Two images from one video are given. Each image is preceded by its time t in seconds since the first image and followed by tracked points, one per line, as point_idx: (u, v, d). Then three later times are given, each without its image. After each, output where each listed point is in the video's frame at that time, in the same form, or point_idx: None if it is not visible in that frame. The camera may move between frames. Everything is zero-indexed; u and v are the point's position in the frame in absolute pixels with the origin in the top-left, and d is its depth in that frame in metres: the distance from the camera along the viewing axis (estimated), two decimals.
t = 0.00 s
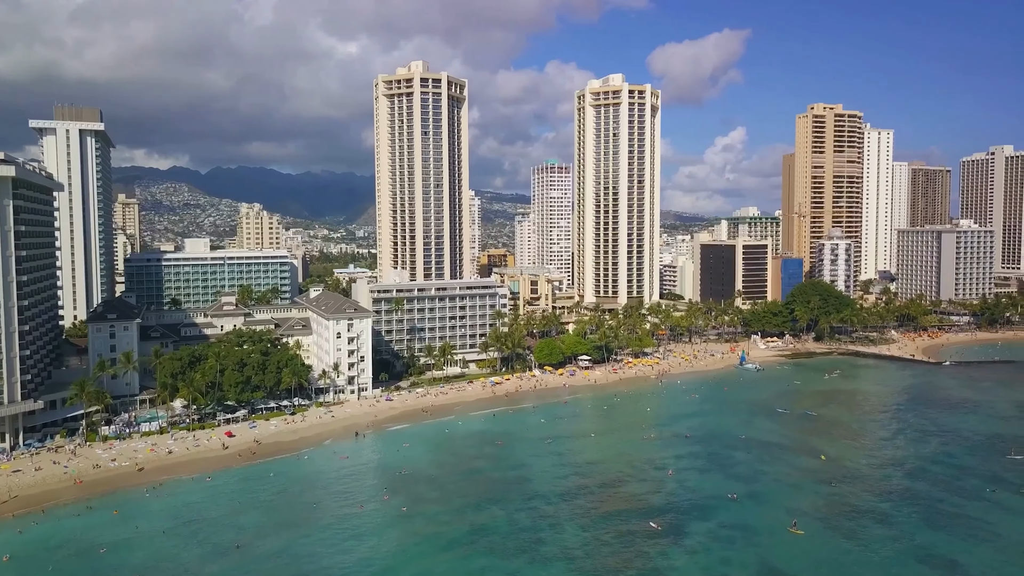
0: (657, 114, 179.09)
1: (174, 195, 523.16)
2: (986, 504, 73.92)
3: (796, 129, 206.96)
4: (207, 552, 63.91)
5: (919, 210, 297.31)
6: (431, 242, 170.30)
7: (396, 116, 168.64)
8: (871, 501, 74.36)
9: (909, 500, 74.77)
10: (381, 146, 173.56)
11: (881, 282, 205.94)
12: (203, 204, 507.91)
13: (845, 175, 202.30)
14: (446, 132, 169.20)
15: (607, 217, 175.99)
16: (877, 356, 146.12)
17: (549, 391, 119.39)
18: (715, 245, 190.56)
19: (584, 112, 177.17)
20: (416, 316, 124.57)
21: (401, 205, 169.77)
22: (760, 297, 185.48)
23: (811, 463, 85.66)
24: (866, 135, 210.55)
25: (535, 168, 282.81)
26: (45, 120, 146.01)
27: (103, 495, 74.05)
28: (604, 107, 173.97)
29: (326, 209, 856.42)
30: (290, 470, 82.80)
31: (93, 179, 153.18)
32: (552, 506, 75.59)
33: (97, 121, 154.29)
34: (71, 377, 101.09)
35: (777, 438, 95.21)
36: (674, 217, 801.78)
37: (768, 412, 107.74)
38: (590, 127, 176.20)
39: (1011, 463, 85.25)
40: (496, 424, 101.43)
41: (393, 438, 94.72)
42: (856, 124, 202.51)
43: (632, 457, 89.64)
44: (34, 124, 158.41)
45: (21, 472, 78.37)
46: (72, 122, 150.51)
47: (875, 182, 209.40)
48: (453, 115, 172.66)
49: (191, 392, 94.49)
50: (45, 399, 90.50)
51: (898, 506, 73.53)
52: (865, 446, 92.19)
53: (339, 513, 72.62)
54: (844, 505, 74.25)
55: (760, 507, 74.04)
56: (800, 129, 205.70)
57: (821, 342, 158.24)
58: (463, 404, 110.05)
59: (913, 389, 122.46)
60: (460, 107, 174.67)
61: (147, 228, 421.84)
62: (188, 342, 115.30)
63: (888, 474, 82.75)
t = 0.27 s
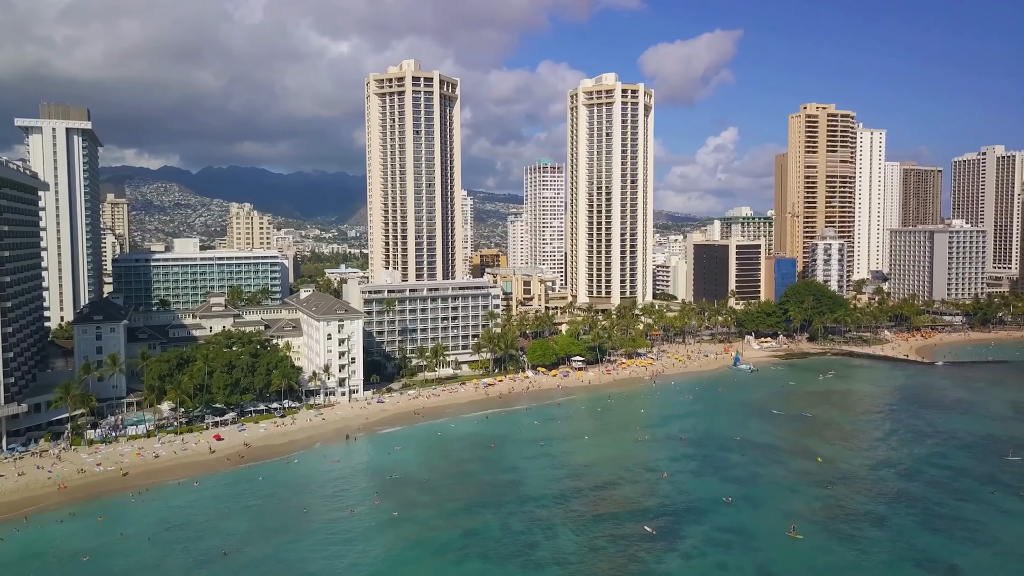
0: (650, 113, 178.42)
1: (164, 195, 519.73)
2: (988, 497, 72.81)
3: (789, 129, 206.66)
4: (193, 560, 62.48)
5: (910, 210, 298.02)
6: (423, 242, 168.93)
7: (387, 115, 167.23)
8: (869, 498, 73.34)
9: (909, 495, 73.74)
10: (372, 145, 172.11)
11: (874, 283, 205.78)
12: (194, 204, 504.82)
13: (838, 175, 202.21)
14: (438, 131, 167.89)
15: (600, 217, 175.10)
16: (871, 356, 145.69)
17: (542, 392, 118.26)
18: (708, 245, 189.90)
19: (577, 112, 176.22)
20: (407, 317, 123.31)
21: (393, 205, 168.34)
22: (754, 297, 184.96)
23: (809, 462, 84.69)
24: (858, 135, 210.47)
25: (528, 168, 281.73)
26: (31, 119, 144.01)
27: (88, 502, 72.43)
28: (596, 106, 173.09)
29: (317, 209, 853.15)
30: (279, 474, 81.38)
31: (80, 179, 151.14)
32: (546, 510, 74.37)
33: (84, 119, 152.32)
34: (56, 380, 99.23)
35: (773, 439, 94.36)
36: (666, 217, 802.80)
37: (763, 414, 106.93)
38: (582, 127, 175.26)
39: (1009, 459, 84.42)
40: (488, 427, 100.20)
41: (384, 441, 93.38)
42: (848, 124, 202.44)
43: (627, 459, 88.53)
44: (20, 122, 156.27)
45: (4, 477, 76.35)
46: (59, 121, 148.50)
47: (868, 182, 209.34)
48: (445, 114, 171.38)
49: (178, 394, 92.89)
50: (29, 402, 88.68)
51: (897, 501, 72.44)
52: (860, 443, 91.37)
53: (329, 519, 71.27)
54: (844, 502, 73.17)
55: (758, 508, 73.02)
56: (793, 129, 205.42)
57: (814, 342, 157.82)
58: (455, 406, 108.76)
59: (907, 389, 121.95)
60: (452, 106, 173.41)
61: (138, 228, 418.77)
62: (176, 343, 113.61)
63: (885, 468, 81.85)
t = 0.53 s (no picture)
0: (643, 113, 177.55)
1: (154, 195, 515.65)
2: (984, 498, 71.99)
3: (781, 128, 206.33)
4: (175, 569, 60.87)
5: (901, 210, 298.67)
6: (414, 243, 167.36)
7: (378, 114, 165.63)
8: (865, 501, 72.43)
9: (905, 497, 72.86)
10: (362, 144, 170.43)
11: (866, 283, 205.60)
12: (183, 203, 501.13)
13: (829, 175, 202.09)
14: (429, 130, 166.37)
15: (592, 217, 174.07)
16: (863, 356, 145.18)
17: (534, 394, 116.98)
18: (700, 245, 189.19)
19: (569, 111, 175.16)
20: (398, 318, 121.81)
21: (383, 204, 166.72)
22: (746, 297, 184.40)
23: (804, 464, 83.80)
24: (850, 135, 210.35)
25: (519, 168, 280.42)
26: (14, 117, 141.64)
27: (69, 509, 70.67)
28: (588, 106, 172.05)
29: (308, 209, 849.30)
30: (266, 479, 79.75)
31: (65, 178, 148.79)
32: (538, 514, 73.13)
33: (69, 118, 150.02)
34: (38, 383, 97.12)
35: (767, 441, 93.45)
36: (658, 217, 803.61)
37: (757, 415, 106.01)
38: (574, 126, 174.15)
39: (1005, 459, 83.72)
40: (480, 430, 98.82)
41: (374, 444, 91.86)
42: (840, 124, 202.37)
43: (620, 462, 87.42)
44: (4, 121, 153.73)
45: None
46: (43, 119, 146.17)
47: (859, 182, 209.28)
48: (436, 113, 169.89)
49: (164, 397, 91.01)
50: (10, 406, 86.61)
51: (893, 503, 71.56)
52: (854, 446, 90.52)
53: (316, 525, 69.75)
54: (840, 504, 72.19)
55: (753, 511, 72.00)
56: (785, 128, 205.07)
57: (807, 343, 157.38)
58: (446, 408, 107.30)
59: (901, 390, 121.32)
60: (443, 105, 171.92)
61: (126, 228, 415.08)
62: (162, 345, 111.65)
63: (880, 469, 81.04)
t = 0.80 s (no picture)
0: (636, 112, 176.77)
1: (144, 194, 512.13)
2: (982, 500, 71.26)
3: (774, 128, 206.13)
4: None
5: (893, 210, 299.31)
6: (406, 243, 166.00)
7: (369, 113, 164.24)
8: (862, 503, 71.64)
9: (903, 500, 72.09)
10: (354, 143, 169.01)
11: (859, 283, 205.46)
12: (174, 203, 497.80)
13: (822, 175, 201.94)
14: (421, 129, 165.08)
15: (586, 217, 173.15)
16: (857, 357, 144.84)
17: (528, 396, 115.90)
18: (694, 245, 188.53)
19: (562, 111, 174.18)
20: (389, 319, 120.53)
21: (375, 204, 165.36)
22: (740, 297, 183.93)
23: (800, 467, 83.00)
24: (843, 135, 210.29)
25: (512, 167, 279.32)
26: None
27: (53, 515, 69.14)
28: (581, 105, 171.14)
29: (299, 209, 845.81)
30: (255, 484, 78.35)
31: (51, 177, 146.74)
32: (532, 518, 72.01)
33: (55, 116, 147.96)
34: (23, 386, 95.42)
35: (762, 443, 92.63)
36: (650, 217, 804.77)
37: (752, 416, 105.28)
38: (567, 125, 173.19)
39: (1001, 460, 83.12)
40: (473, 433, 97.63)
41: (366, 448, 90.53)
42: (833, 124, 202.32)
43: (614, 465, 86.37)
44: None
45: None
46: (29, 118, 144.05)
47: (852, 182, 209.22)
48: (428, 112, 168.58)
49: (151, 400, 89.42)
50: None
51: (890, 506, 70.77)
52: (851, 447, 89.82)
53: (306, 531, 68.39)
54: (837, 507, 71.35)
55: (750, 515, 71.04)
56: (778, 128, 204.87)
57: (801, 343, 156.95)
58: (438, 411, 106.06)
59: (895, 390, 120.89)
60: (435, 104, 170.66)
61: (116, 228, 411.59)
62: (150, 347, 110.07)
63: (877, 471, 80.28)
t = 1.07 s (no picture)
0: (628, 112, 175.83)
1: (132, 194, 507.40)
2: (980, 503, 70.39)
3: (766, 128, 205.77)
4: None
5: (884, 210, 299.96)
6: (397, 243, 164.38)
7: (359, 112, 162.56)
8: (859, 507, 70.67)
9: (900, 503, 71.16)
10: (343, 142, 167.26)
11: (851, 283, 205.33)
12: (163, 203, 493.60)
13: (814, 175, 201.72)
14: (412, 128, 163.54)
15: (578, 217, 172.00)
16: (850, 357, 144.41)
17: (520, 398, 114.58)
18: (687, 246, 187.73)
19: (554, 110, 173.02)
20: (380, 321, 118.98)
21: (365, 203, 163.68)
22: (732, 297, 183.35)
23: (795, 469, 82.04)
24: (835, 135, 210.13)
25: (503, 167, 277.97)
26: None
27: (33, 523, 67.34)
28: (573, 104, 170.06)
29: (290, 209, 841.59)
30: (242, 489, 76.70)
31: (35, 176, 144.25)
32: (524, 524, 70.64)
33: (39, 115, 145.45)
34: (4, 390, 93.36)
35: (757, 445, 91.62)
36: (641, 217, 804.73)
37: (746, 418, 104.42)
38: (559, 125, 172.06)
39: (997, 461, 82.39)
40: (464, 435, 96.27)
41: (356, 451, 89.01)
42: (825, 124, 202.19)
43: (607, 468, 85.14)
44: None
45: None
46: (13, 116, 141.53)
47: (844, 182, 209.07)
48: (419, 111, 167.08)
49: (136, 404, 87.57)
50: None
51: (887, 510, 69.86)
52: (846, 449, 89.00)
53: (294, 537, 66.88)
54: (834, 511, 70.33)
55: (746, 519, 69.91)
56: (770, 128, 204.51)
57: (794, 344, 156.33)
58: (430, 413, 104.59)
59: (889, 390, 120.33)
60: (426, 103, 169.17)
61: (104, 228, 407.34)
62: (135, 349, 108.15)
63: (873, 474, 79.38)
